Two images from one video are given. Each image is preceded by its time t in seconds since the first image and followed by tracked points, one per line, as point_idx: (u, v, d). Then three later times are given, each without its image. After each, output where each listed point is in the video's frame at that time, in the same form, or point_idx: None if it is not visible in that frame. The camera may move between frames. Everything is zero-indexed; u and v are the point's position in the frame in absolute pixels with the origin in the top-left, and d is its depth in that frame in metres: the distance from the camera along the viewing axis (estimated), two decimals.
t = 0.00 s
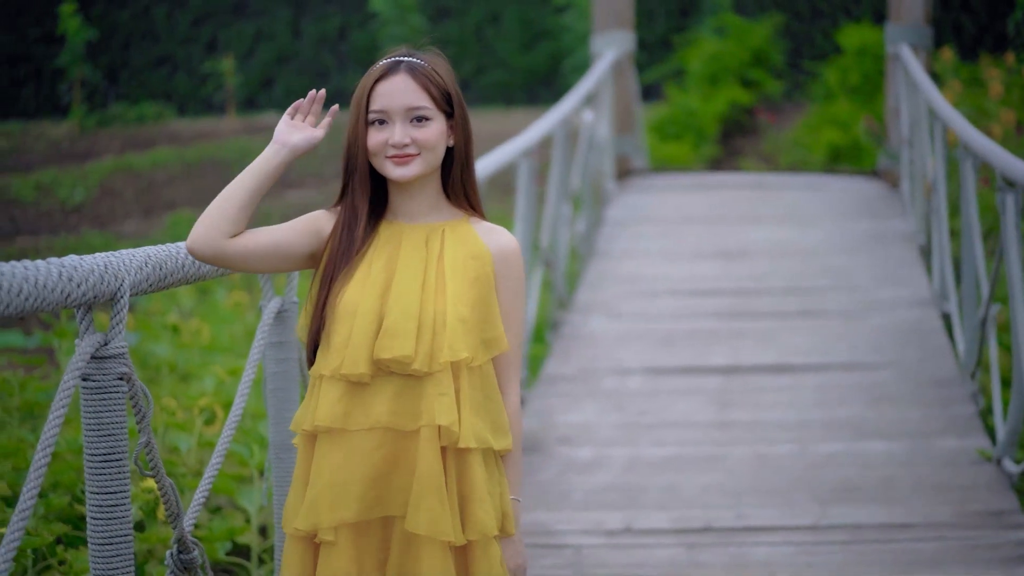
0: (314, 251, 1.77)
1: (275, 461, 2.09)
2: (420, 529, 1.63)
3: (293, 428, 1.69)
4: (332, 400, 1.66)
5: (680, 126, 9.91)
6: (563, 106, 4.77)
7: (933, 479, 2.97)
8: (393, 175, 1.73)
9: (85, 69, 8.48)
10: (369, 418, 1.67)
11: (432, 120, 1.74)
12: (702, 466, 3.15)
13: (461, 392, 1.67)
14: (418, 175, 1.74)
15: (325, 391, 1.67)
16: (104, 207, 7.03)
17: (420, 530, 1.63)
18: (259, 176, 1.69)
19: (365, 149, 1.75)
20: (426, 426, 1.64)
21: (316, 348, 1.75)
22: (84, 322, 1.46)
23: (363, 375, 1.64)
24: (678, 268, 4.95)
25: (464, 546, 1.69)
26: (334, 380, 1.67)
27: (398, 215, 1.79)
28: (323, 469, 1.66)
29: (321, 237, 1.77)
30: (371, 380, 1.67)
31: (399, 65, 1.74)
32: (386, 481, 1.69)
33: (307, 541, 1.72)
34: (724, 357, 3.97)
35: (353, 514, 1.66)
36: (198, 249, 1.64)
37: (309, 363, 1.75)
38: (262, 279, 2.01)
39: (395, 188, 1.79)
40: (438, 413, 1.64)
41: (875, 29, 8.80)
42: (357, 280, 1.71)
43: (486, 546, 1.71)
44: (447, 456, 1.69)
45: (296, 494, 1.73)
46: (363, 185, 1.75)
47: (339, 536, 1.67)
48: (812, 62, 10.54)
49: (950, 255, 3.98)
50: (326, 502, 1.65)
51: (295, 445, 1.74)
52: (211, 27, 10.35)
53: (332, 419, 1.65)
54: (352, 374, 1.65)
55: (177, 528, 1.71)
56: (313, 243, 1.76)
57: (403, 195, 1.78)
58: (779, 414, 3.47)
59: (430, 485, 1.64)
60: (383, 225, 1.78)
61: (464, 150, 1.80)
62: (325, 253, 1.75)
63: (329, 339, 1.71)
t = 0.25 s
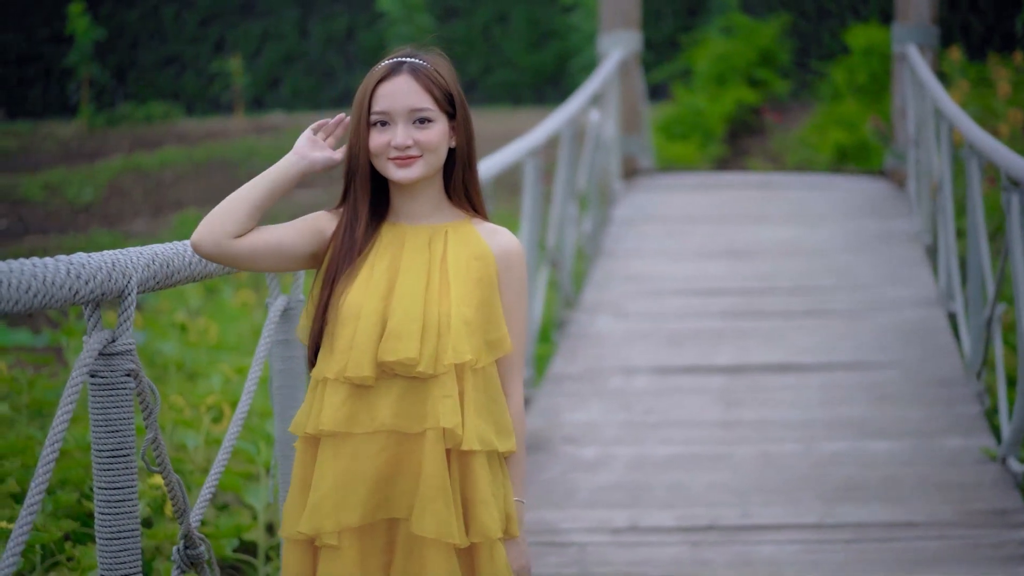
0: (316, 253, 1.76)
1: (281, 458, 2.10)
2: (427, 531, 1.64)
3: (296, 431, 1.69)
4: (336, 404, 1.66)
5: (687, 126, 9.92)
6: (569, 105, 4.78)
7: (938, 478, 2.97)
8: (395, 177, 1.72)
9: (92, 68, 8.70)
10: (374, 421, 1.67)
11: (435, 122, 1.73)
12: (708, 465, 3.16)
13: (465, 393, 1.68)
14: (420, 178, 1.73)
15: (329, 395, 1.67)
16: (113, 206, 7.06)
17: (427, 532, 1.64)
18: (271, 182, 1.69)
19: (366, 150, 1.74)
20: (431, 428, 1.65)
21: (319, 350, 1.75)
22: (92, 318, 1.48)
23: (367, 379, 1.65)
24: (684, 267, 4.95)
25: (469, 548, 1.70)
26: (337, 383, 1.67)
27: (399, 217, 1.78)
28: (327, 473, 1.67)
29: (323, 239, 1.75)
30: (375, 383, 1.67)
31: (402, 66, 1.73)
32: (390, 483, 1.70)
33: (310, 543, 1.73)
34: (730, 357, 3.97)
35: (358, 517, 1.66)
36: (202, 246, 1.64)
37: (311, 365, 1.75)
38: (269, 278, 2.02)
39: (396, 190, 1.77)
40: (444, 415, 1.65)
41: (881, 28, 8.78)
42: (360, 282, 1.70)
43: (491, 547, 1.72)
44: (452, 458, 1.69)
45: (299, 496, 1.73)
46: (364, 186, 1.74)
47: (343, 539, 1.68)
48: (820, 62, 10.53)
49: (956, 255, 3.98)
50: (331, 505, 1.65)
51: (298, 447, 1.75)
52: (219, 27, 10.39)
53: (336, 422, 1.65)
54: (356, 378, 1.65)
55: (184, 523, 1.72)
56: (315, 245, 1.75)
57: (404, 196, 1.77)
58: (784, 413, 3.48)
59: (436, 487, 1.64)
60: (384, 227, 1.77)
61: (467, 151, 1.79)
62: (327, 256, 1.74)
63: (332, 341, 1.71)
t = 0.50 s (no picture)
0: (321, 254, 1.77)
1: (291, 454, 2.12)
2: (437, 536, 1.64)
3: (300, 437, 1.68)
4: (343, 409, 1.65)
5: (698, 125, 9.93)
6: (580, 105, 4.80)
7: (947, 477, 2.98)
8: (400, 183, 1.72)
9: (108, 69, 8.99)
10: (381, 427, 1.66)
11: (440, 127, 1.73)
12: (717, 463, 3.17)
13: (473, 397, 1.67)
14: (424, 183, 1.73)
15: (336, 400, 1.66)
16: (126, 205, 7.11)
17: (437, 537, 1.64)
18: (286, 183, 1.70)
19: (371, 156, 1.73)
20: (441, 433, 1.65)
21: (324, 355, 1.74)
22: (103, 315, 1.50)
23: (374, 383, 1.64)
24: (695, 266, 4.96)
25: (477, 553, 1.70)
26: (344, 388, 1.66)
27: (405, 222, 1.77)
28: (333, 479, 1.65)
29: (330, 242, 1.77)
30: (382, 388, 1.67)
31: (407, 70, 1.72)
32: (398, 488, 1.69)
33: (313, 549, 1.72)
34: (741, 356, 3.98)
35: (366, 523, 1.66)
36: (211, 242, 1.65)
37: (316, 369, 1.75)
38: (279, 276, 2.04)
39: (401, 194, 1.77)
40: (453, 420, 1.64)
41: (893, 28, 8.76)
42: (366, 286, 1.70)
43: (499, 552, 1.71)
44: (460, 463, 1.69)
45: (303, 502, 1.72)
46: (369, 191, 1.72)
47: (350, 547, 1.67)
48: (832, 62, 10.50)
49: (966, 254, 3.98)
50: (339, 511, 1.64)
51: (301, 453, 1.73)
52: (231, 27, 10.45)
53: (344, 428, 1.64)
54: (363, 383, 1.64)
55: (193, 518, 1.73)
56: (321, 246, 1.76)
57: (410, 202, 1.77)
58: (794, 412, 3.49)
59: (445, 492, 1.64)
60: (391, 232, 1.76)
61: (472, 155, 1.79)
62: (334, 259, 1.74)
63: (337, 346, 1.69)
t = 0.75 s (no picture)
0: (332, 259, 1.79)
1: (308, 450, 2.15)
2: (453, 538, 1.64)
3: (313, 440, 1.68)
4: (357, 412, 1.66)
5: (717, 124, 9.91)
6: (598, 104, 4.81)
7: (964, 476, 2.97)
8: (412, 186, 1.72)
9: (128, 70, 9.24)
10: (395, 428, 1.67)
11: (451, 130, 1.74)
12: (734, 461, 3.18)
13: (488, 398, 1.67)
14: (436, 186, 1.73)
15: (351, 403, 1.67)
16: (146, 204, 7.16)
17: (453, 539, 1.64)
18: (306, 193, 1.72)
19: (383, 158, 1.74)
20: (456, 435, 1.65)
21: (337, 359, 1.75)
22: (121, 313, 1.53)
23: (388, 386, 1.65)
24: (713, 265, 4.97)
25: (492, 557, 1.69)
26: (358, 391, 1.67)
27: (417, 225, 1.78)
28: (347, 484, 1.66)
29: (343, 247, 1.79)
30: (396, 391, 1.67)
31: (418, 72, 1.73)
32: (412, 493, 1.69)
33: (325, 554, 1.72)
34: (758, 355, 3.98)
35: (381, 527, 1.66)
36: (230, 246, 1.67)
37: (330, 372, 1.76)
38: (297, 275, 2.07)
39: (413, 199, 1.78)
40: (468, 421, 1.65)
41: (913, 27, 8.67)
42: (379, 289, 1.70)
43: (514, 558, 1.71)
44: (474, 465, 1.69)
45: (315, 506, 1.72)
46: (381, 196, 1.74)
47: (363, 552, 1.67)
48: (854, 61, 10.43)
49: (984, 252, 3.97)
50: (354, 514, 1.65)
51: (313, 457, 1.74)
52: (252, 27, 10.52)
53: (358, 432, 1.65)
54: (377, 385, 1.65)
55: (210, 515, 1.75)
56: (332, 249, 1.79)
57: (421, 206, 1.77)
58: (810, 411, 3.49)
59: (461, 494, 1.64)
60: (403, 236, 1.77)
61: (483, 157, 1.80)
62: (348, 262, 1.76)
63: (350, 348, 1.70)
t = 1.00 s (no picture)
0: (351, 262, 1.80)
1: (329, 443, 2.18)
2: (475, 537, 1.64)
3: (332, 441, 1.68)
4: (377, 411, 1.66)
5: (741, 123, 9.92)
6: (621, 103, 4.82)
7: (985, 474, 2.97)
8: (427, 185, 1.73)
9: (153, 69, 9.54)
10: (414, 428, 1.68)
11: (465, 127, 1.73)
12: (755, 459, 3.20)
13: (507, 395, 1.68)
14: (451, 185, 1.73)
15: (371, 403, 1.67)
16: (173, 204, 7.25)
17: (474, 538, 1.64)
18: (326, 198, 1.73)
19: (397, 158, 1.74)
20: (476, 431, 1.66)
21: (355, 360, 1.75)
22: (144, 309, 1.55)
23: (408, 383, 1.65)
24: (736, 264, 4.97)
25: (512, 558, 1.70)
26: (377, 391, 1.67)
27: (435, 223, 1.78)
28: (367, 484, 1.66)
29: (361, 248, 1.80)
30: (415, 389, 1.68)
31: (430, 70, 1.72)
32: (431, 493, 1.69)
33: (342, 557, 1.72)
34: (780, 353, 3.99)
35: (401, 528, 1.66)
36: (252, 255, 1.68)
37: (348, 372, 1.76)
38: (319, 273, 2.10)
39: (429, 197, 1.78)
40: (488, 418, 1.65)
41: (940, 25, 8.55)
42: (398, 288, 1.71)
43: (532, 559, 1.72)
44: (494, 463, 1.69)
45: (333, 509, 1.72)
46: (397, 196, 1.74)
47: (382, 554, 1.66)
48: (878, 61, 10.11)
49: (1007, 251, 3.96)
50: (373, 514, 1.66)
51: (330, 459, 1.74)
52: (277, 27, 10.60)
53: (378, 431, 1.65)
54: (397, 384, 1.65)
55: (231, 511, 1.78)
56: (352, 251, 1.80)
57: (437, 205, 1.78)
58: (832, 409, 3.50)
59: (482, 492, 1.65)
60: (421, 234, 1.78)
61: (498, 154, 1.79)
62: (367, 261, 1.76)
63: (369, 348, 1.70)
